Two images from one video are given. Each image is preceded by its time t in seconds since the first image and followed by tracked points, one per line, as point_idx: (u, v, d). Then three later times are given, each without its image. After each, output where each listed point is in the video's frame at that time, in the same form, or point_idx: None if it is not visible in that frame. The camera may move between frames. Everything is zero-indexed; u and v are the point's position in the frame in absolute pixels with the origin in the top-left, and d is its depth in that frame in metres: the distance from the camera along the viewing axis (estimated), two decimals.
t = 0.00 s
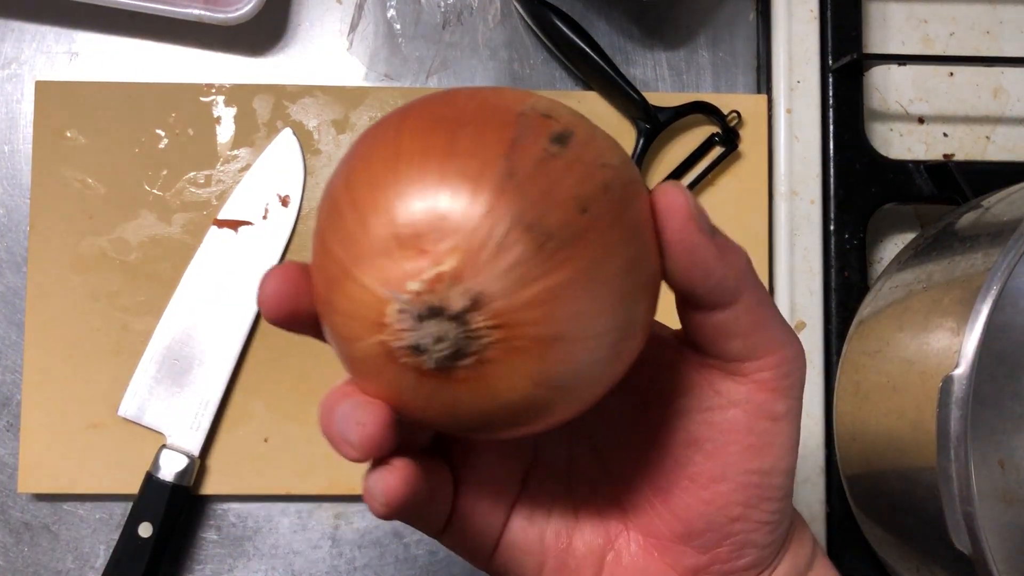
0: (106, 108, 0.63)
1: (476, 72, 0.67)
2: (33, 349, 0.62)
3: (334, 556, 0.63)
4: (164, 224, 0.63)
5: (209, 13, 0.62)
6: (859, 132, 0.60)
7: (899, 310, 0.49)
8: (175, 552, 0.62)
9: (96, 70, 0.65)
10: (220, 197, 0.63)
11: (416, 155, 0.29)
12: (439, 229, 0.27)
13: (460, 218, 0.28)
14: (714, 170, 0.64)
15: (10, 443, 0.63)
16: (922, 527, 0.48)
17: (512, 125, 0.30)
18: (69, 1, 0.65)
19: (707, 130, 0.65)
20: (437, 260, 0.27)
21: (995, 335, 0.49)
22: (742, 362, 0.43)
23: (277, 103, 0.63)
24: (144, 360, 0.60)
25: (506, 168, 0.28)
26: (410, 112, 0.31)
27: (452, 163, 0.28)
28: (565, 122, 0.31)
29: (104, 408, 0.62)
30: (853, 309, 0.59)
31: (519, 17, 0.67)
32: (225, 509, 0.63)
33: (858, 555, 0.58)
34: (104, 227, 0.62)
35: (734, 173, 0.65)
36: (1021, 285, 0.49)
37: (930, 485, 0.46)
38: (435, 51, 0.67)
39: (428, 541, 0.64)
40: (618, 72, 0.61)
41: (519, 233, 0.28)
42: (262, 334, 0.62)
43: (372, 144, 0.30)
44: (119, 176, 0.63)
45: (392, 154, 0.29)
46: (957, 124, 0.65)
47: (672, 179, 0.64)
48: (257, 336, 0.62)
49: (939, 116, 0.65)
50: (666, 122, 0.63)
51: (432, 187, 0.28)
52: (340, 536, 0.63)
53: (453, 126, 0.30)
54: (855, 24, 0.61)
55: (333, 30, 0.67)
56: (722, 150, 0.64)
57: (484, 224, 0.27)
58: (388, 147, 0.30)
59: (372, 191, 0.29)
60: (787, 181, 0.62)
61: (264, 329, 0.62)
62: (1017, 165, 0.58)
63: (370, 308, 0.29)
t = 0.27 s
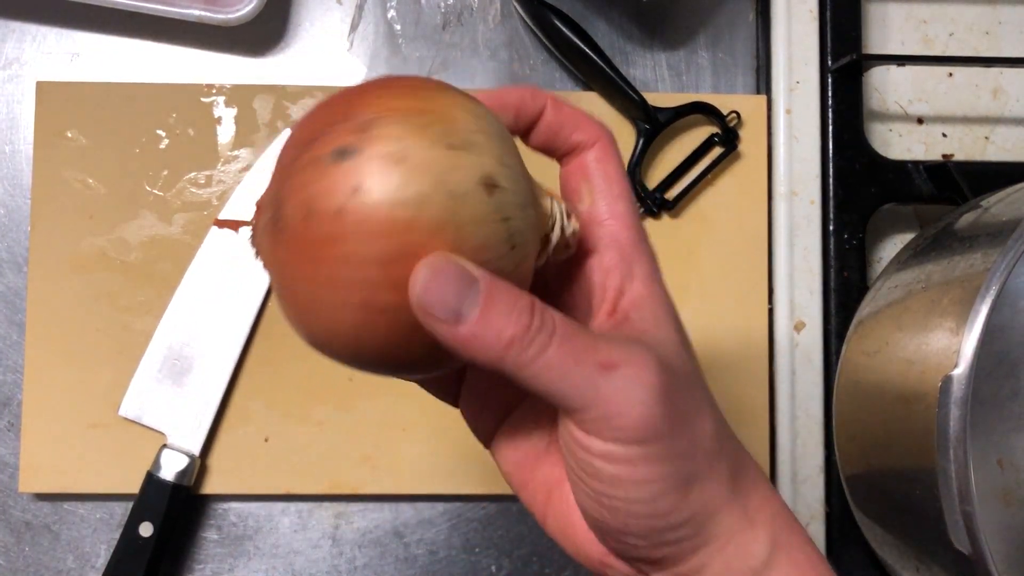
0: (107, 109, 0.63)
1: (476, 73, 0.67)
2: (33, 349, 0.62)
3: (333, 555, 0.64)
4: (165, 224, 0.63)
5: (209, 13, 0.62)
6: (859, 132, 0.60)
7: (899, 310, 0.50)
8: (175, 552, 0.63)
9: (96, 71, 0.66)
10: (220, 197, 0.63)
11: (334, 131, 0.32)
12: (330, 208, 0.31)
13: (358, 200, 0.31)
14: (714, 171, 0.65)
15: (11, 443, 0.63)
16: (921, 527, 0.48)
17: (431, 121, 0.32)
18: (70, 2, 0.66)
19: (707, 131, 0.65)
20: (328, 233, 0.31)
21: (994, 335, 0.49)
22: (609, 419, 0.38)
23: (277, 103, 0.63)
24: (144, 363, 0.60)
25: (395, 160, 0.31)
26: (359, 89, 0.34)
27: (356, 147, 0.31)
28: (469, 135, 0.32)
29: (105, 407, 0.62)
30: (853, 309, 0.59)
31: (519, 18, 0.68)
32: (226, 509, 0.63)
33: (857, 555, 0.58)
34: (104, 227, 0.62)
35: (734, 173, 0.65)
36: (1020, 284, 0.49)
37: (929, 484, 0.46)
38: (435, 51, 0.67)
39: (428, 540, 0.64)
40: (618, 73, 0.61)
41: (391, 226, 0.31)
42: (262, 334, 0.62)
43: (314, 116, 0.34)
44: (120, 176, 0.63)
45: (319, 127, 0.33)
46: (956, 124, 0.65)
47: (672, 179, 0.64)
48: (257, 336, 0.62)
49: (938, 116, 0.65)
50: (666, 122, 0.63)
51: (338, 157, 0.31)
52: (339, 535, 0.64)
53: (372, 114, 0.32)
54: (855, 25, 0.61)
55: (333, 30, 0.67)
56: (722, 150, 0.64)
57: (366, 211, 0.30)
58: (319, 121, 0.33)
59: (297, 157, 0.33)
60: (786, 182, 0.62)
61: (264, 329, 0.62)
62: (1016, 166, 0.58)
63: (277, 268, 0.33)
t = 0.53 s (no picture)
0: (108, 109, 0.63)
1: (476, 73, 0.67)
2: (34, 349, 0.62)
3: (334, 554, 0.64)
4: (166, 224, 0.63)
5: (210, 14, 0.63)
6: (858, 133, 0.60)
7: (898, 310, 0.50)
8: (176, 551, 0.63)
9: (97, 71, 0.66)
10: (221, 198, 0.63)
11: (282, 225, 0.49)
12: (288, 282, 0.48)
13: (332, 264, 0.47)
14: (714, 171, 0.65)
15: (12, 442, 0.64)
16: (920, 526, 0.48)
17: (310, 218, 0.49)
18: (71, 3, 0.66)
19: (706, 131, 0.65)
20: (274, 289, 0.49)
21: (993, 334, 0.49)
22: (463, 411, 0.49)
23: (278, 104, 0.64)
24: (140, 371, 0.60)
25: (291, 249, 0.48)
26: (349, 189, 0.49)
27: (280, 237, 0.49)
28: (343, 236, 0.47)
29: (106, 407, 0.62)
30: (853, 310, 0.59)
31: (519, 19, 0.68)
32: (226, 508, 0.64)
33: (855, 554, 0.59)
34: (106, 228, 0.63)
35: (734, 173, 0.65)
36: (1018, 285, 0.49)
37: (928, 484, 0.46)
38: (435, 52, 0.68)
39: (428, 540, 0.64)
40: (618, 74, 0.61)
41: (309, 293, 0.48)
42: (263, 334, 0.63)
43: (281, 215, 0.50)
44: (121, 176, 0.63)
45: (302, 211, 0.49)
46: (955, 124, 0.65)
47: (671, 180, 0.64)
48: (257, 336, 0.63)
49: (937, 117, 0.65)
50: (665, 122, 0.63)
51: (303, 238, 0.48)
52: (340, 535, 0.64)
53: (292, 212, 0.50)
54: (854, 26, 0.62)
55: (333, 31, 0.67)
56: (722, 150, 0.64)
57: (297, 281, 0.48)
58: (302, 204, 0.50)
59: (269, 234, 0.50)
60: (786, 182, 0.62)
61: (264, 329, 0.63)
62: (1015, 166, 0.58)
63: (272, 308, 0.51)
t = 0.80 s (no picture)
0: (108, 109, 0.63)
1: (475, 74, 0.68)
2: (34, 349, 0.62)
3: (334, 553, 0.64)
4: (166, 224, 0.63)
5: (210, 14, 0.63)
6: (858, 133, 0.61)
7: (897, 310, 0.50)
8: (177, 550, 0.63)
9: (97, 72, 0.66)
10: (222, 198, 0.63)
11: (331, 286, 0.51)
12: (341, 343, 0.50)
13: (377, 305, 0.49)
14: (713, 171, 0.65)
15: (12, 442, 0.64)
16: (919, 526, 0.48)
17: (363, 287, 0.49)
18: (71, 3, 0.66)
19: (706, 131, 0.65)
20: (329, 348, 0.51)
21: (993, 334, 0.49)
22: (502, 477, 0.44)
23: (278, 104, 0.64)
24: (140, 371, 0.60)
25: (355, 322, 0.49)
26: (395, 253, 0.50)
27: (336, 303, 0.50)
28: (394, 315, 0.49)
29: (106, 407, 0.62)
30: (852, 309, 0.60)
31: (519, 19, 0.68)
32: (227, 508, 0.64)
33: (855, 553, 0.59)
34: (106, 227, 0.63)
35: (733, 173, 0.65)
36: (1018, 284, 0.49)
37: (927, 484, 0.46)
38: (435, 52, 0.68)
39: (429, 539, 0.64)
40: (618, 74, 0.62)
41: (363, 355, 0.49)
42: (263, 333, 0.63)
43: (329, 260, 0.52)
44: (121, 176, 0.63)
45: (339, 265, 0.51)
46: (955, 124, 0.65)
47: (671, 180, 0.64)
48: (257, 336, 0.63)
49: (937, 117, 0.65)
50: (665, 122, 0.63)
51: (353, 300, 0.49)
52: (340, 534, 0.64)
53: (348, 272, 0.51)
54: (854, 26, 0.62)
55: (333, 31, 0.68)
56: (721, 150, 0.64)
57: (354, 342, 0.49)
58: (344, 254, 0.51)
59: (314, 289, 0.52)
60: (786, 182, 0.62)
61: (264, 329, 0.63)
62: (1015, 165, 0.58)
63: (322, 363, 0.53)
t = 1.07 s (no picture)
0: (108, 109, 0.63)
1: (475, 74, 0.68)
2: (34, 349, 0.62)
3: (333, 553, 0.64)
4: (167, 224, 0.63)
5: (210, 14, 0.63)
6: (857, 132, 0.61)
7: (897, 310, 0.50)
8: (178, 550, 0.63)
9: (98, 71, 0.66)
10: (222, 198, 0.64)
11: (363, 298, 0.51)
12: (379, 353, 0.51)
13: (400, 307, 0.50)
14: (713, 171, 0.65)
15: (12, 442, 0.64)
16: (919, 526, 0.48)
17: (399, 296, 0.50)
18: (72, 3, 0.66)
19: (706, 131, 0.65)
20: (367, 358, 0.51)
21: (993, 334, 0.49)
22: (530, 475, 0.44)
23: (278, 104, 0.64)
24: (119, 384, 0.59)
25: (397, 331, 0.50)
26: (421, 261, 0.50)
27: (371, 314, 0.51)
28: (442, 318, 0.50)
29: (106, 407, 0.62)
30: (851, 309, 0.60)
31: (519, 19, 0.68)
32: (227, 508, 0.64)
33: (855, 553, 0.59)
34: (106, 228, 0.63)
35: (733, 173, 0.65)
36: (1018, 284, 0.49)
37: (927, 483, 0.46)
38: (436, 52, 0.68)
39: (429, 539, 0.64)
40: (618, 74, 0.62)
41: (407, 361, 0.50)
42: (263, 333, 0.63)
43: (355, 270, 0.53)
44: (121, 176, 0.63)
45: (365, 277, 0.52)
46: (955, 125, 0.65)
47: (671, 180, 0.64)
48: (258, 336, 0.63)
49: (936, 117, 0.65)
50: (665, 122, 0.63)
51: (387, 311, 0.50)
52: (340, 534, 0.64)
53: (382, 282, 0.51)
54: (854, 26, 0.62)
55: (333, 31, 0.68)
56: (722, 150, 0.64)
57: (397, 349, 0.50)
58: (369, 264, 0.52)
59: (342, 299, 0.53)
60: (785, 182, 0.62)
61: (264, 329, 0.63)
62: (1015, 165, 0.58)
63: (355, 372, 0.54)
